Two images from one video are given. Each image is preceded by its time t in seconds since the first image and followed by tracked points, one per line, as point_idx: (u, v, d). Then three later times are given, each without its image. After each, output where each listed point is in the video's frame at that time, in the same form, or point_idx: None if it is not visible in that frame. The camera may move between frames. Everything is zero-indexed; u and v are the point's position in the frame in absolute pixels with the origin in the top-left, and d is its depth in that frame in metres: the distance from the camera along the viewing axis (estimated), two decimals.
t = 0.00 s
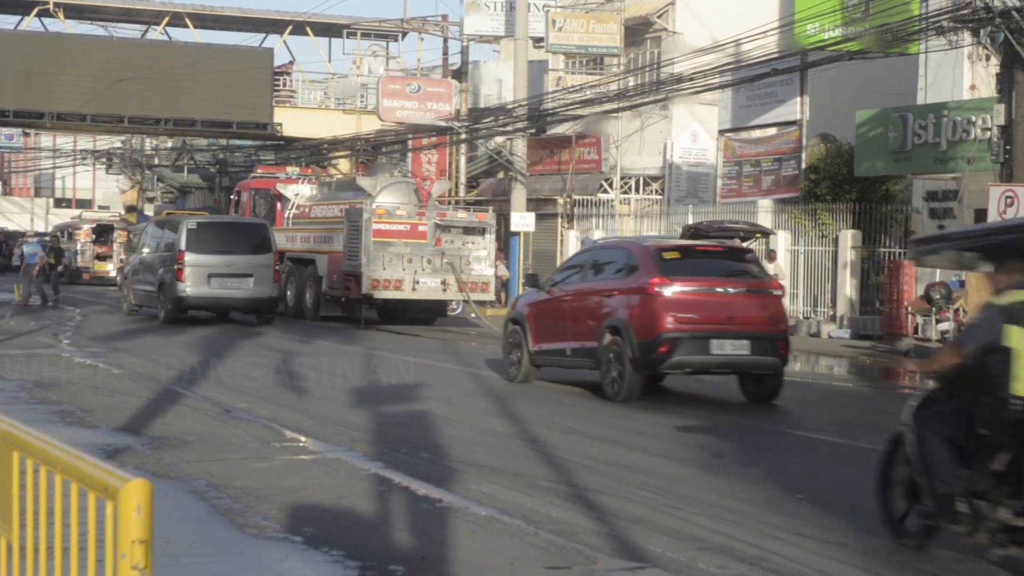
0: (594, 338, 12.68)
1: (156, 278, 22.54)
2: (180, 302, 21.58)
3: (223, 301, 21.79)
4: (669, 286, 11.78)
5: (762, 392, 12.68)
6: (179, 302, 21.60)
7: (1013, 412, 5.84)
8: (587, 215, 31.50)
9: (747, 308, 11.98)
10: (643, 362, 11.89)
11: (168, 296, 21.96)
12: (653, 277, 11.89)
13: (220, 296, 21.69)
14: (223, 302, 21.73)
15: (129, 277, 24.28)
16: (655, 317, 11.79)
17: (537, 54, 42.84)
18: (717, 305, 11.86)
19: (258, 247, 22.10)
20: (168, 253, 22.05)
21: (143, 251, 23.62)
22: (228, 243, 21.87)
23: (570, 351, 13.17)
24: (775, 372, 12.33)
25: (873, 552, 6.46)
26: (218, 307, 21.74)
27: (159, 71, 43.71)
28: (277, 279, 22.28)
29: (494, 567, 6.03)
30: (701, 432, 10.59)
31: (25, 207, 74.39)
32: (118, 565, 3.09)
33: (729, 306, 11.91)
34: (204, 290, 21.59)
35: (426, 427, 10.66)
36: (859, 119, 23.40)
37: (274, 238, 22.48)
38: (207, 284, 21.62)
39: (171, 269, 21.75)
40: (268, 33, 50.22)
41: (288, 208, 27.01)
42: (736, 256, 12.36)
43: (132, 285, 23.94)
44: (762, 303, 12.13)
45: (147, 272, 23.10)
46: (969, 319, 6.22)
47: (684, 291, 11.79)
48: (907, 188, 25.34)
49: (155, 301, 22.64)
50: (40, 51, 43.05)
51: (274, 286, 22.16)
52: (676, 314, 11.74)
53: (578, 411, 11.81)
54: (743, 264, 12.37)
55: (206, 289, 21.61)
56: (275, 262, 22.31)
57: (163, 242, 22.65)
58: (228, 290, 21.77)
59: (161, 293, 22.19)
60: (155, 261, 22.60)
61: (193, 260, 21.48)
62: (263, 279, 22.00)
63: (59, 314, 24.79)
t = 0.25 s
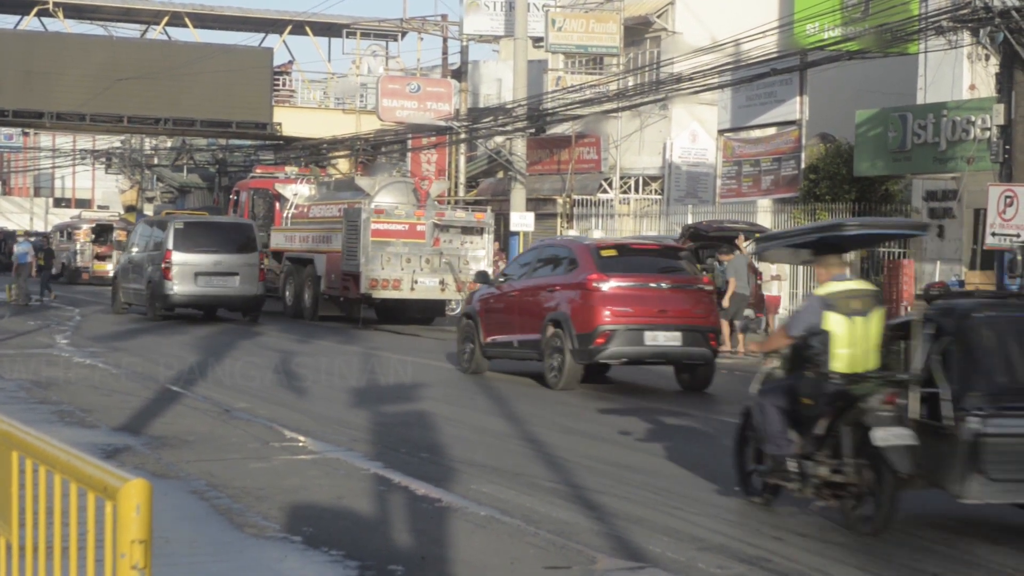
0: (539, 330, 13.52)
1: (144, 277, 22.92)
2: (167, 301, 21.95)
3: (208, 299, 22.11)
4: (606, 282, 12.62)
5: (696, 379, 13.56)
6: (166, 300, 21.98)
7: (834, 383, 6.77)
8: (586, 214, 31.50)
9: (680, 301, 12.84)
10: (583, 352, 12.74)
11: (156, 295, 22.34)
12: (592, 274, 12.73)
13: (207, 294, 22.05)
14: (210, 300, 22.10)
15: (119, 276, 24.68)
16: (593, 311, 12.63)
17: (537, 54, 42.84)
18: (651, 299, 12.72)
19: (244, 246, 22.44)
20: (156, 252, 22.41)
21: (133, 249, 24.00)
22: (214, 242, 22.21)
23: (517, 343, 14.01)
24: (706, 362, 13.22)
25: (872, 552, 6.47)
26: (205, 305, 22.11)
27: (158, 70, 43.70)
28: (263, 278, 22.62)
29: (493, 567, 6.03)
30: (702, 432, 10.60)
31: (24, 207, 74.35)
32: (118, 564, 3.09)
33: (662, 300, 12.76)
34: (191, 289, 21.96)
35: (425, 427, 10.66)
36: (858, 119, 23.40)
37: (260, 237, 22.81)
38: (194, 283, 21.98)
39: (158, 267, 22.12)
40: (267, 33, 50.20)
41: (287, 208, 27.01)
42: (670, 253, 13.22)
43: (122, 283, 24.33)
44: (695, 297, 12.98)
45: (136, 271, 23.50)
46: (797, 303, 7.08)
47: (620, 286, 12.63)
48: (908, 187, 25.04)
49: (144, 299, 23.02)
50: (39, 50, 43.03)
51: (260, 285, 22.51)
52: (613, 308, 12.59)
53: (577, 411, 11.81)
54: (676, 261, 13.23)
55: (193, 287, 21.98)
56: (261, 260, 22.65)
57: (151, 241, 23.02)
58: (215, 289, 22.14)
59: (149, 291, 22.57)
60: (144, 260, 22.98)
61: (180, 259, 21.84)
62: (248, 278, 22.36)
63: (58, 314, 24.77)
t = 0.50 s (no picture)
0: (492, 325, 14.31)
1: (133, 275, 23.28)
2: (155, 299, 22.31)
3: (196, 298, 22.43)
4: (553, 279, 13.38)
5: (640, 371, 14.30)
6: (155, 298, 22.34)
7: (700, 364, 7.71)
8: (586, 214, 31.51)
9: (624, 297, 13.56)
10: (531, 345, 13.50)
11: (144, 293, 22.69)
12: (540, 271, 13.49)
13: (194, 293, 22.40)
14: (197, 298, 22.44)
15: (109, 274, 25.06)
16: (540, 306, 13.39)
17: (536, 54, 42.85)
18: (596, 295, 13.46)
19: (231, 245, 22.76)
20: (144, 250, 22.76)
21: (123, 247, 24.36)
22: (201, 241, 22.54)
23: (473, 336, 14.82)
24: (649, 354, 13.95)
25: (872, 552, 6.46)
26: (192, 303, 22.45)
27: (158, 70, 43.70)
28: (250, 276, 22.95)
29: (494, 567, 6.03)
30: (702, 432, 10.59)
31: (24, 206, 74.32)
32: (117, 565, 3.09)
33: (607, 296, 13.50)
34: (178, 287, 22.31)
35: (425, 427, 10.65)
36: (858, 119, 23.38)
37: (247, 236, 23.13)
38: (182, 281, 22.33)
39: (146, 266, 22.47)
40: (267, 33, 50.19)
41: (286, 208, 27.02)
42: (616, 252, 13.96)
43: (112, 280, 24.70)
44: (638, 294, 13.70)
45: (125, 269, 23.87)
46: (668, 292, 8.01)
47: (566, 282, 13.37)
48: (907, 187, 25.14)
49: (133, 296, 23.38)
50: (39, 50, 43.01)
51: (247, 283, 22.84)
52: (560, 303, 13.34)
53: (577, 411, 11.80)
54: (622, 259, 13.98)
55: (181, 285, 22.33)
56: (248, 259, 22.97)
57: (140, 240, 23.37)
58: (202, 287, 22.49)
59: (138, 289, 22.92)
60: (133, 258, 23.34)
61: (168, 258, 22.18)
62: (235, 276, 22.69)
63: (58, 314, 24.75)
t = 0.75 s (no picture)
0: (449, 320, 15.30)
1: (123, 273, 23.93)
2: (143, 297, 22.97)
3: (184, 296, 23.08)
4: (506, 276, 14.45)
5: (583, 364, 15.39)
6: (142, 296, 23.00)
7: (598, 350, 8.74)
8: (585, 214, 31.54)
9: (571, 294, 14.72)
10: (485, 338, 14.49)
11: (133, 290, 23.35)
12: (494, 270, 14.55)
13: (180, 291, 23.04)
14: (183, 296, 23.08)
15: (102, 272, 25.73)
16: (494, 301, 14.40)
17: (535, 54, 42.84)
18: (546, 292, 14.59)
19: (219, 244, 23.36)
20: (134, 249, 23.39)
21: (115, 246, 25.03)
22: (189, 242, 23.15)
23: (433, 331, 15.76)
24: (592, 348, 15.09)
25: (871, 552, 6.47)
26: (179, 301, 23.10)
27: (158, 70, 43.72)
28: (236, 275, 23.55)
29: (493, 567, 6.03)
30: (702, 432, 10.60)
31: (23, 207, 74.27)
32: (115, 564, 3.09)
33: (555, 293, 14.65)
34: (166, 285, 22.96)
35: (425, 427, 10.66)
36: (858, 119, 23.37)
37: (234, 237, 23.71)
38: (169, 280, 22.98)
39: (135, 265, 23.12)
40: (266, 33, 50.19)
41: (284, 208, 27.05)
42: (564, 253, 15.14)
43: (105, 278, 25.39)
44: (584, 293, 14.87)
45: (116, 267, 24.54)
46: (572, 288, 9.09)
47: (519, 280, 14.45)
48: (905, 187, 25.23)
49: (123, 294, 24.04)
50: (37, 50, 42.99)
51: (233, 282, 23.44)
52: (512, 299, 14.38)
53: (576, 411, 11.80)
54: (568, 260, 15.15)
55: (168, 284, 22.97)
56: (235, 259, 23.58)
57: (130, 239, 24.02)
58: (188, 286, 23.12)
59: (128, 287, 23.57)
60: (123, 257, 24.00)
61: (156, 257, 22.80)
62: (222, 275, 23.32)
63: (57, 315, 24.76)
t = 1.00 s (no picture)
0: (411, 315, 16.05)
1: (113, 273, 24.38)
2: (132, 295, 23.39)
3: (171, 294, 23.51)
4: (466, 272, 15.26)
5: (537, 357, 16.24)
6: (132, 294, 23.43)
7: (517, 338, 9.91)
8: (585, 214, 31.56)
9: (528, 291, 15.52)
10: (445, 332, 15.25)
11: (123, 289, 23.78)
12: (454, 266, 15.36)
13: (169, 289, 23.49)
14: (172, 294, 23.52)
15: (92, 271, 26.17)
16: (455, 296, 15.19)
17: (535, 53, 42.83)
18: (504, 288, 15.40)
19: (207, 244, 23.83)
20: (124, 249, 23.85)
21: (104, 246, 25.50)
22: (177, 241, 23.62)
23: (395, 325, 16.45)
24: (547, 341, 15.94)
25: (872, 551, 6.46)
26: (169, 299, 23.54)
27: (158, 70, 43.68)
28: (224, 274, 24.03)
29: (493, 567, 6.03)
30: (702, 432, 10.59)
31: (22, 206, 74.24)
32: (115, 564, 3.10)
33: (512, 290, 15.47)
34: (155, 284, 23.40)
35: (425, 427, 10.66)
36: (858, 118, 23.36)
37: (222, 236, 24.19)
38: (158, 278, 23.43)
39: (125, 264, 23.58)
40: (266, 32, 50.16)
41: (283, 207, 27.04)
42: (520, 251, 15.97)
43: (95, 278, 25.83)
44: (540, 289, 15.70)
45: (107, 267, 24.99)
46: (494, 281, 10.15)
47: (478, 276, 15.26)
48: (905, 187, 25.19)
49: (113, 293, 24.48)
50: (37, 50, 42.97)
51: (220, 280, 23.92)
52: (471, 295, 15.15)
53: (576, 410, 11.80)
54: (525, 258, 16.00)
55: (157, 282, 23.40)
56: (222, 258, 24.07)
57: (120, 239, 24.47)
58: (177, 284, 23.57)
59: (117, 286, 24.02)
60: (113, 257, 24.45)
61: (146, 256, 23.25)
62: (210, 274, 23.79)
63: (57, 314, 24.74)
